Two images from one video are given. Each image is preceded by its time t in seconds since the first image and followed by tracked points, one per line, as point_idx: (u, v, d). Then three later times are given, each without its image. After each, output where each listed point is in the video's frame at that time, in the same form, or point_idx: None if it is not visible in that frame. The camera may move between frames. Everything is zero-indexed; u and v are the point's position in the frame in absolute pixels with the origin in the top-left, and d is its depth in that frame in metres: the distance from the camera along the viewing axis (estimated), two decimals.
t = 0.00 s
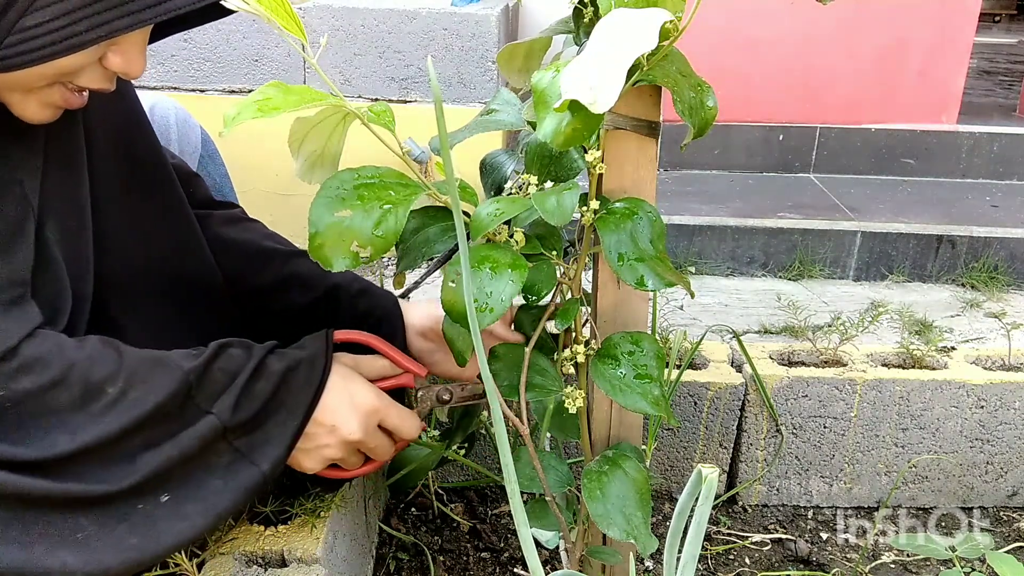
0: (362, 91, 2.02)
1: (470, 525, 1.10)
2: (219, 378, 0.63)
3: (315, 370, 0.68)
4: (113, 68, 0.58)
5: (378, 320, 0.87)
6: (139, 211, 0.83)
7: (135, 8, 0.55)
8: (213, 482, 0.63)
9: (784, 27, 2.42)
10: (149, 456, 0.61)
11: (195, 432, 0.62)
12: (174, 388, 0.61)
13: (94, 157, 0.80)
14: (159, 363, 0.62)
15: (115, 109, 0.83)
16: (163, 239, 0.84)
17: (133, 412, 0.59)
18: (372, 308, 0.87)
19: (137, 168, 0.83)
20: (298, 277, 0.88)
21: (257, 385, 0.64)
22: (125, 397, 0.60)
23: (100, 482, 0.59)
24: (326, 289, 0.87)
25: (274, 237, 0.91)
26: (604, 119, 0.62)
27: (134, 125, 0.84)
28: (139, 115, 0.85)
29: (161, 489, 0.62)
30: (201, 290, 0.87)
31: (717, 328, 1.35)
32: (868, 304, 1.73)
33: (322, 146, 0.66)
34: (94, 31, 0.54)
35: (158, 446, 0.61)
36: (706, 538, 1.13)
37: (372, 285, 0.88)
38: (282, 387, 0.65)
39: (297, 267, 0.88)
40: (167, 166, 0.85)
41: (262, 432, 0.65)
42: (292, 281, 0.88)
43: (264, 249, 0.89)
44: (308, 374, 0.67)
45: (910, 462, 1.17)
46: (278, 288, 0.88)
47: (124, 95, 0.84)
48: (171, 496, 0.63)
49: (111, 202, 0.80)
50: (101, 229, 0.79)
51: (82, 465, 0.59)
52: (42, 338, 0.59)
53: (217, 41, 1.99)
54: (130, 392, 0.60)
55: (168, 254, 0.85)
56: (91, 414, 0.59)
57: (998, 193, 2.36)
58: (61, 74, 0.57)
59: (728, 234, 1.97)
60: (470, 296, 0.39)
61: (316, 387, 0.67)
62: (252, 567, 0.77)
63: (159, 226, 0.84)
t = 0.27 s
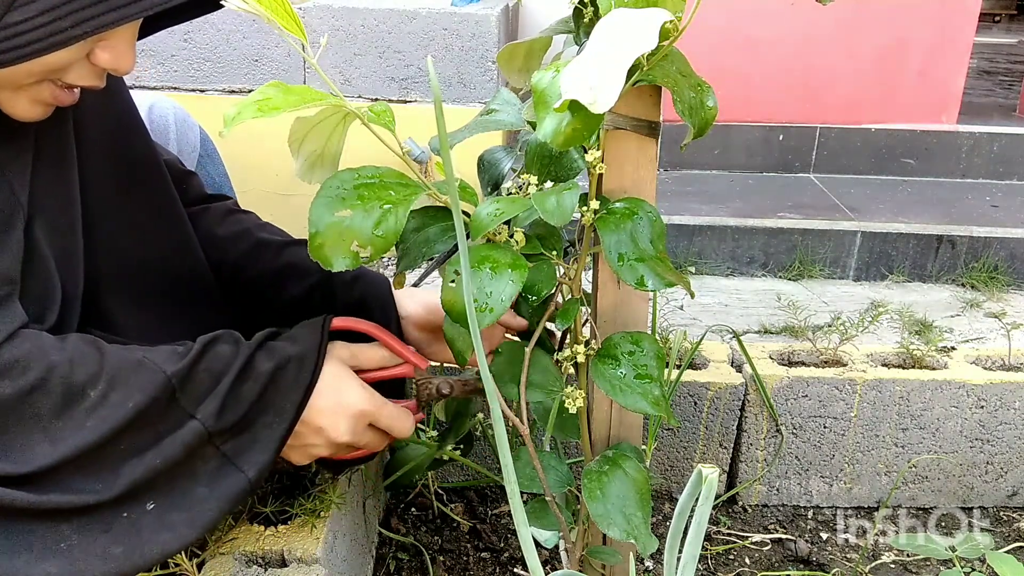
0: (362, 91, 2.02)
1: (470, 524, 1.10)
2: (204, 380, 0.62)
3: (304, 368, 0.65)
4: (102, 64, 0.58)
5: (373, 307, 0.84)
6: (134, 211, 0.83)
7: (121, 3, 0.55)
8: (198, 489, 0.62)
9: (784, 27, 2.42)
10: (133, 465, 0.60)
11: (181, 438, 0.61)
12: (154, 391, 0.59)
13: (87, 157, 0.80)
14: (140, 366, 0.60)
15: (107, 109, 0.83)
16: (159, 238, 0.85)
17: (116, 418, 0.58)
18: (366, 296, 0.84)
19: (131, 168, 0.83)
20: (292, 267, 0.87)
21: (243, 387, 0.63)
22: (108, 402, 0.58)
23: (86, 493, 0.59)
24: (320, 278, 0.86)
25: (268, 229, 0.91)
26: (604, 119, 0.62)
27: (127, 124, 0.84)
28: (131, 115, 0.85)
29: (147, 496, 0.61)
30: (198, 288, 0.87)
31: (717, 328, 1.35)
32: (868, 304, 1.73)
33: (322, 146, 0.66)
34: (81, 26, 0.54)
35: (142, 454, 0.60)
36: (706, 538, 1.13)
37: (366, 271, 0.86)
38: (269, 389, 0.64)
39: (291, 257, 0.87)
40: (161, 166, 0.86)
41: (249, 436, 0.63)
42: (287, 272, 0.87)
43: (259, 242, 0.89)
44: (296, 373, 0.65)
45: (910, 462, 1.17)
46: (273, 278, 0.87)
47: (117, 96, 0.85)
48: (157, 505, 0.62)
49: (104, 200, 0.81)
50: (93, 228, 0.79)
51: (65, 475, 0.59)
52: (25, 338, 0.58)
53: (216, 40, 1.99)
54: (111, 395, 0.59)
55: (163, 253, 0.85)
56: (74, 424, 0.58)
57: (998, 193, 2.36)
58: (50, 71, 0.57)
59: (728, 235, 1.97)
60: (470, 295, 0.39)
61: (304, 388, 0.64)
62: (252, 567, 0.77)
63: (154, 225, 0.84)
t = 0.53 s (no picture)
0: (362, 91, 2.02)
1: (470, 525, 1.09)
2: (191, 388, 0.60)
3: (293, 380, 0.62)
4: (97, 64, 0.58)
5: (358, 317, 0.85)
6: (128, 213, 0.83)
7: (114, 1, 0.54)
8: (182, 505, 0.61)
9: (784, 27, 2.42)
10: (116, 478, 0.59)
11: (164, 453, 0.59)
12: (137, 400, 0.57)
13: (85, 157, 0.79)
14: (124, 375, 0.58)
15: (103, 109, 0.83)
16: (152, 241, 0.85)
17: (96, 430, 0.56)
18: (350, 305, 0.85)
19: (127, 169, 0.83)
20: (279, 273, 0.87)
21: (229, 399, 0.60)
22: (91, 414, 0.56)
23: (65, 507, 0.58)
24: (307, 284, 0.86)
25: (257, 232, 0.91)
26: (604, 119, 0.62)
27: (124, 126, 0.84)
28: (127, 119, 0.85)
29: (130, 511, 0.60)
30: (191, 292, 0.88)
31: (717, 328, 1.35)
32: (868, 304, 1.73)
33: (322, 146, 0.66)
34: (72, 24, 0.54)
35: (126, 466, 0.59)
36: (706, 538, 1.13)
37: (352, 279, 0.87)
38: (255, 401, 0.61)
39: (279, 262, 0.87)
40: (156, 168, 0.86)
41: (235, 449, 0.61)
42: (274, 279, 0.87)
43: (248, 248, 0.89)
44: (284, 385, 0.62)
45: (910, 461, 1.17)
46: (262, 284, 0.88)
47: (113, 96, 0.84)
48: (141, 518, 0.60)
49: (100, 202, 0.80)
50: (89, 233, 0.79)
51: (45, 487, 0.57)
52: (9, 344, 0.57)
53: (216, 40, 1.99)
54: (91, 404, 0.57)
55: (156, 256, 0.85)
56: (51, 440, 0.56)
57: (998, 193, 2.36)
58: (44, 69, 0.57)
59: (728, 235, 1.97)
60: (470, 295, 0.39)
61: (293, 402, 0.62)
62: (252, 567, 0.77)
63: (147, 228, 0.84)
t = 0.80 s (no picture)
0: (362, 91, 2.01)
1: (470, 525, 1.09)
2: (173, 419, 0.53)
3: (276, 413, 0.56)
4: (100, 69, 0.54)
5: (346, 343, 0.81)
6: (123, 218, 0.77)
7: (122, 5, 0.51)
8: (161, 538, 0.53)
9: (784, 27, 2.42)
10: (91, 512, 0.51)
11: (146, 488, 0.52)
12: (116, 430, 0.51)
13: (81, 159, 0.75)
14: (101, 404, 0.51)
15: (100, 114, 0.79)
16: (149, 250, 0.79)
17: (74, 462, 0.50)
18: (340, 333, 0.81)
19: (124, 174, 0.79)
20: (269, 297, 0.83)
21: (211, 431, 0.54)
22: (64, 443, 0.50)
23: (39, 542, 0.50)
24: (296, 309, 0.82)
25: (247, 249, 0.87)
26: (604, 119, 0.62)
27: (123, 130, 0.81)
28: (126, 126, 0.81)
29: (110, 543, 0.52)
30: (182, 309, 0.82)
31: (717, 328, 1.35)
32: (868, 304, 1.73)
33: (322, 146, 0.65)
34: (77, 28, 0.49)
35: (102, 500, 0.51)
36: (705, 538, 1.13)
37: (342, 308, 0.83)
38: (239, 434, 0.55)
39: (271, 282, 0.83)
40: (153, 175, 0.82)
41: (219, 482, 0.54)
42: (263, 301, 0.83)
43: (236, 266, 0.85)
44: (268, 418, 0.56)
45: (910, 461, 1.17)
46: (250, 305, 0.84)
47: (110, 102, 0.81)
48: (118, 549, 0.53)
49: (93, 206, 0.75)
50: (82, 236, 0.73)
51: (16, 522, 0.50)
52: None
53: (216, 41, 1.99)
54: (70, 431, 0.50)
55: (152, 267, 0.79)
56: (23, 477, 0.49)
57: (998, 193, 2.36)
58: (46, 75, 0.52)
59: (729, 235, 1.97)
60: (470, 296, 0.39)
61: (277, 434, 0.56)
62: (252, 567, 0.77)
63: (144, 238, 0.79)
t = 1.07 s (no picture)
0: (362, 91, 2.01)
1: (470, 524, 1.09)
2: (206, 424, 0.56)
3: (307, 428, 0.59)
4: (106, 83, 0.54)
5: (366, 359, 0.80)
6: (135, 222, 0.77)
7: (127, 20, 0.52)
8: (184, 531, 0.56)
9: (784, 27, 2.42)
10: (118, 497, 0.54)
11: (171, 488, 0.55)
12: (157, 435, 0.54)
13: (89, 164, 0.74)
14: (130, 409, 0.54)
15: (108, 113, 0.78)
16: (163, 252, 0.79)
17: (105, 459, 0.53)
18: (360, 352, 0.81)
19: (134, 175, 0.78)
20: (292, 310, 0.82)
21: (246, 437, 0.57)
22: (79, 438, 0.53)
23: (65, 517, 0.53)
24: (315, 323, 0.81)
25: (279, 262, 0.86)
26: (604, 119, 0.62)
27: (130, 130, 0.79)
28: (137, 127, 0.80)
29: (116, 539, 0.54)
30: (200, 316, 0.82)
31: (717, 328, 1.35)
32: (868, 304, 1.73)
33: (323, 146, 0.65)
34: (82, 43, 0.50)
35: (130, 486, 0.54)
36: (706, 538, 1.13)
37: (364, 323, 0.82)
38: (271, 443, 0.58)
39: (290, 295, 0.82)
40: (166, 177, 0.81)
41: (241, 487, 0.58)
42: (282, 313, 0.82)
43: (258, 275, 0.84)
44: (300, 431, 0.59)
45: (910, 461, 1.17)
46: (271, 317, 0.83)
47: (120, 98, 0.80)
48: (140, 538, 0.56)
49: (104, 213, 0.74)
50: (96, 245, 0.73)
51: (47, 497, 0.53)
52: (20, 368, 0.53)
53: (217, 41, 1.99)
54: (107, 434, 0.53)
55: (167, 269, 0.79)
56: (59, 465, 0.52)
57: (998, 193, 2.36)
58: (53, 88, 0.53)
59: (728, 235, 1.97)
60: (470, 295, 0.39)
61: (306, 447, 0.58)
62: (252, 567, 0.78)
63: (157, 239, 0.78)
